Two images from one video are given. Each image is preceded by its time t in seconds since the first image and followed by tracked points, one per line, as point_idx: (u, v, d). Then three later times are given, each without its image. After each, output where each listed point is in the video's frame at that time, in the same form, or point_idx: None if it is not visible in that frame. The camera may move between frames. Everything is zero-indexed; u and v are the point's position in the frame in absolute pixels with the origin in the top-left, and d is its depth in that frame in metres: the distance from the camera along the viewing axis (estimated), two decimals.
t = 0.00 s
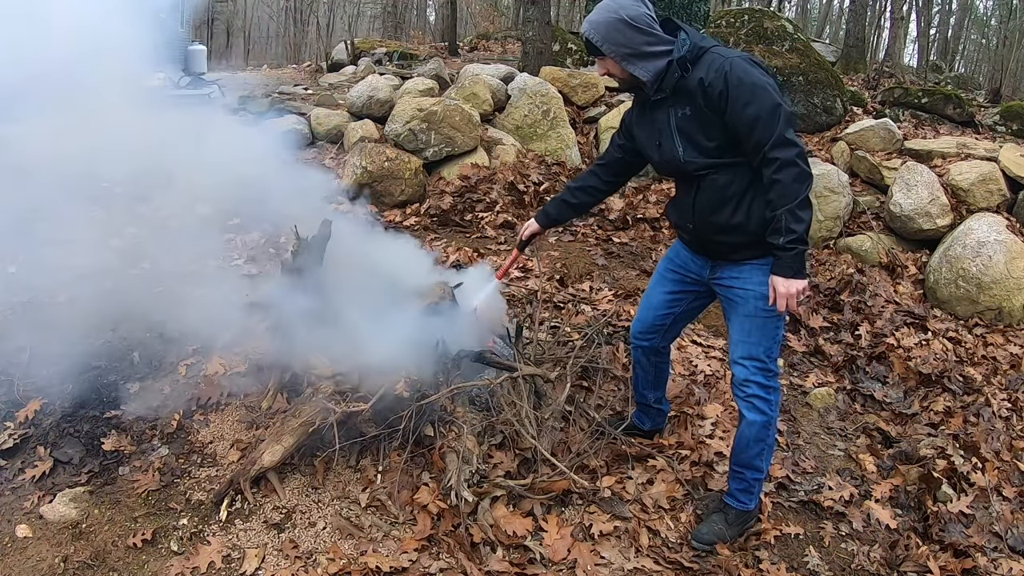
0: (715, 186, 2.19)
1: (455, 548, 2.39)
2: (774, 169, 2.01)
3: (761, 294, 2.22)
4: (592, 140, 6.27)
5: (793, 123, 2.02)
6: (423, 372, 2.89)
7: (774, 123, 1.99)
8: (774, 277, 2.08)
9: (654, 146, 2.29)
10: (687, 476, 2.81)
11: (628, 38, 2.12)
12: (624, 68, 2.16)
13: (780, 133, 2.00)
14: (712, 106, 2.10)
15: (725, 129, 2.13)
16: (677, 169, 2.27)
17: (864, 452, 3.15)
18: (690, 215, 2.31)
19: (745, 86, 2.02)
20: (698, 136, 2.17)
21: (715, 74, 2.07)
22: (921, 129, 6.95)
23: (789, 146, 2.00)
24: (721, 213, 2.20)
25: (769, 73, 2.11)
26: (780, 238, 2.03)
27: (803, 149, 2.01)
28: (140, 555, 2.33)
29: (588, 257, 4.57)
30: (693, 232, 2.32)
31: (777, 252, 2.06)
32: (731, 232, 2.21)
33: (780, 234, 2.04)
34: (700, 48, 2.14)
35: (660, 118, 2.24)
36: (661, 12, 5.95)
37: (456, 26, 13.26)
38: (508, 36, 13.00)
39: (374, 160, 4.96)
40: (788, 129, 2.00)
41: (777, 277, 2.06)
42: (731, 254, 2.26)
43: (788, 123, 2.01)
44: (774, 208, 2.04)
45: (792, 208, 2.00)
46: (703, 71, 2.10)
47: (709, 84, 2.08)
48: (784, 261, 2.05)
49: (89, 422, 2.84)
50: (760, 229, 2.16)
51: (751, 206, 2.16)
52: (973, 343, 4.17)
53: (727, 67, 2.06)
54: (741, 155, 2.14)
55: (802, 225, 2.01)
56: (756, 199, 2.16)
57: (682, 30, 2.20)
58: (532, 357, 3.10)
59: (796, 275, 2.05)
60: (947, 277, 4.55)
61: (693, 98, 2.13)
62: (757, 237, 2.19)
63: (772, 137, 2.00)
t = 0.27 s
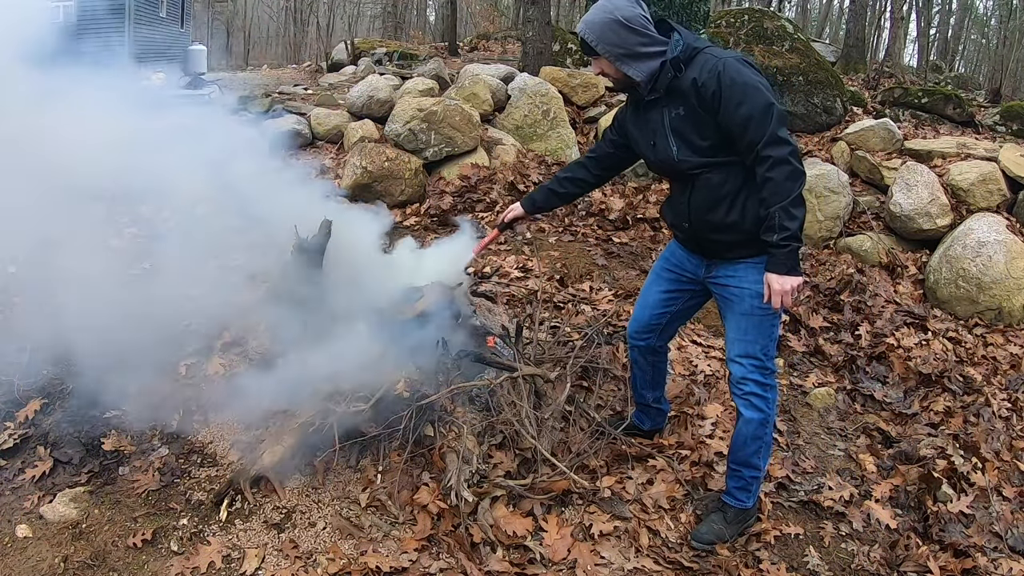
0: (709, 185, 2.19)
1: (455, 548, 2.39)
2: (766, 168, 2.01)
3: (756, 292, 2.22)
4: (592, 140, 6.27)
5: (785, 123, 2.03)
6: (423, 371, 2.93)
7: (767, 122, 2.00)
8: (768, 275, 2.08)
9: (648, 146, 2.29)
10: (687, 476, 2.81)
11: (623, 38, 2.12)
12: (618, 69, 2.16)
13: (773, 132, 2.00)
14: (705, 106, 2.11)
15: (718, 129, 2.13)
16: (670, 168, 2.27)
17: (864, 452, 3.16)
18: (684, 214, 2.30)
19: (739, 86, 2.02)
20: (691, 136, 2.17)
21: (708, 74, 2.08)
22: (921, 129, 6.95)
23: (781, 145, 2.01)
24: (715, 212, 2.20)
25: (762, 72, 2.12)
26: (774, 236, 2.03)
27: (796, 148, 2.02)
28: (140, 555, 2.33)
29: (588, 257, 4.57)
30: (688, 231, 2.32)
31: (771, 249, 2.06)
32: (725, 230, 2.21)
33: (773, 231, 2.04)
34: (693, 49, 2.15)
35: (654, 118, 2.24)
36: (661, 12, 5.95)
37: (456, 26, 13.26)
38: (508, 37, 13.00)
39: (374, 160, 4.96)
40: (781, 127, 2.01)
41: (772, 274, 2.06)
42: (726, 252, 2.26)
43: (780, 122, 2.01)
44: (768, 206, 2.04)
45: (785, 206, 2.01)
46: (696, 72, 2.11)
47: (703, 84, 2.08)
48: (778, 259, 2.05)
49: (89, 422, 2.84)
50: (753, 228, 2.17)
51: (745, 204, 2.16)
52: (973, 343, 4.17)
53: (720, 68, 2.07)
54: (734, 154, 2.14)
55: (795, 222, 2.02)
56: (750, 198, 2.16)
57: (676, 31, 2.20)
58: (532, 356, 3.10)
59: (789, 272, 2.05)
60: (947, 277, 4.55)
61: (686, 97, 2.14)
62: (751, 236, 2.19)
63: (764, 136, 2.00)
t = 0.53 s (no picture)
0: (705, 184, 2.19)
1: (455, 548, 2.39)
2: (762, 167, 2.01)
3: (753, 291, 2.22)
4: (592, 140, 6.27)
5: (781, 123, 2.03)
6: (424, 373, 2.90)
7: (762, 122, 2.00)
8: (764, 273, 2.08)
9: (645, 146, 2.29)
10: (687, 476, 2.81)
11: (619, 39, 2.12)
12: (615, 69, 2.16)
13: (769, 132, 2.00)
14: (701, 106, 2.11)
15: (714, 128, 2.13)
16: (667, 168, 2.27)
17: (864, 452, 3.16)
18: (682, 213, 2.30)
19: (734, 86, 2.03)
20: (688, 135, 2.17)
21: (704, 75, 2.08)
22: (921, 129, 6.95)
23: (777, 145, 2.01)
24: (712, 211, 2.20)
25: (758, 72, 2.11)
26: (770, 235, 2.03)
27: (792, 147, 2.02)
28: (140, 555, 2.33)
29: (588, 257, 4.57)
30: (685, 230, 2.32)
31: (767, 248, 2.06)
32: (722, 229, 2.21)
33: (769, 230, 2.03)
34: (689, 49, 2.15)
35: (651, 118, 2.24)
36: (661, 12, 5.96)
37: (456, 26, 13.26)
38: (508, 37, 13.00)
39: (374, 161, 4.96)
40: (776, 127, 2.01)
41: (767, 272, 2.06)
42: (722, 251, 2.26)
43: (776, 121, 2.01)
44: (764, 205, 2.04)
45: (781, 205, 2.00)
46: (692, 72, 2.11)
47: (699, 84, 2.09)
48: (774, 258, 2.05)
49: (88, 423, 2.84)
50: (749, 227, 2.16)
51: (741, 204, 2.16)
52: (973, 343, 4.17)
53: (716, 68, 2.07)
54: (731, 153, 2.14)
55: (791, 221, 2.01)
56: (747, 197, 2.15)
57: (672, 31, 2.20)
58: (532, 357, 3.10)
59: (785, 270, 2.05)
60: (947, 277, 4.55)
61: (682, 98, 2.14)
62: (748, 235, 2.19)
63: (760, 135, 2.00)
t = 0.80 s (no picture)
0: (706, 185, 2.19)
1: (455, 548, 2.39)
2: (762, 168, 2.01)
3: (752, 292, 2.22)
4: (592, 140, 6.28)
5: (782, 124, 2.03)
6: (423, 372, 2.88)
7: (763, 123, 2.00)
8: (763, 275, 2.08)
9: (646, 145, 2.29)
10: (687, 476, 2.81)
11: (621, 38, 2.12)
12: (617, 69, 2.16)
13: (769, 133, 2.00)
14: (703, 106, 2.11)
15: (715, 129, 2.13)
16: (668, 168, 2.27)
17: (864, 452, 3.16)
18: (682, 213, 2.30)
19: (735, 86, 2.03)
20: (689, 135, 2.17)
21: (705, 75, 2.08)
22: (921, 129, 6.95)
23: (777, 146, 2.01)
24: (712, 212, 2.20)
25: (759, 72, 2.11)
26: (769, 236, 2.03)
27: (793, 148, 2.02)
28: (140, 555, 2.33)
29: (588, 257, 4.57)
30: (685, 230, 2.31)
31: (766, 249, 2.06)
32: (722, 230, 2.21)
33: (769, 231, 2.03)
34: (690, 49, 2.15)
35: (651, 118, 2.25)
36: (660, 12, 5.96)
37: (456, 26, 13.26)
38: (508, 37, 13.00)
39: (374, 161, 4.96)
40: (777, 128, 2.01)
41: (767, 273, 2.06)
42: (722, 252, 2.26)
43: (777, 122, 2.01)
44: (763, 206, 2.04)
45: (781, 206, 2.00)
46: (694, 72, 2.11)
47: (700, 84, 2.09)
48: (774, 259, 2.05)
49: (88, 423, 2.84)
50: (749, 228, 2.17)
51: (742, 205, 2.16)
52: (973, 343, 4.17)
53: (718, 68, 2.07)
54: (731, 154, 2.15)
55: (791, 223, 2.01)
56: (747, 197, 2.15)
57: (674, 31, 2.20)
58: (532, 357, 3.10)
59: (785, 272, 2.05)
60: (947, 277, 4.55)
61: (683, 98, 2.14)
62: (748, 236, 2.19)
63: (760, 136, 2.00)
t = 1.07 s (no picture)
0: (708, 185, 2.19)
1: (455, 548, 2.39)
2: (765, 169, 2.01)
3: (754, 293, 2.22)
4: (592, 140, 6.28)
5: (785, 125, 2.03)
6: (423, 372, 2.88)
7: (766, 123, 2.00)
8: (764, 276, 2.08)
9: (648, 145, 2.29)
10: (687, 476, 2.81)
11: (624, 37, 2.12)
12: (620, 68, 2.17)
13: (772, 135, 2.00)
14: (706, 106, 2.11)
15: (717, 129, 2.13)
16: (670, 168, 2.27)
17: (864, 452, 3.16)
18: (684, 213, 2.30)
19: (738, 86, 2.03)
20: (691, 135, 2.17)
21: (708, 74, 2.08)
22: (920, 129, 6.95)
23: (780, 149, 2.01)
24: (714, 212, 2.20)
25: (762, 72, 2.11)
26: (771, 237, 2.03)
27: (795, 148, 2.02)
28: (140, 555, 2.33)
29: (588, 257, 4.57)
30: (687, 231, 2.31)
31: (768, 250, 2.06)
32: (725, 230, 2.21)
33: (771, 232, 2.03)
34: (693, 49, 2.15)
35: (654, 118, 2.24)
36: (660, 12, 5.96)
37: (456, 26, 13.26)
38: (508, 37, 13.00)
39: (374, 161, 4.97)
40: (780, 128, 2.01)
41: (768, 274, 2.06)
42: (724, 252, 2.26)
43: (780, 123, 2.01)
44: (766, 206, 2.04)
45: (784, 207, 2.00)
46: (697, 72, 2.11)
47: (703, 84, 2.09)
48: (776, 259, 2.05)
49: (88, 424, 2.84)
50: (752, 229, 2.17)
51: (744, 205, 2.16)
52: (973, 343, 4.17)
53: (720, 67, 2.07)
54: (734, 154, 2.15)
55: (793, 223, 2.01)
56: (750, 198, 2.16)
57: (676, 30, 2.20)
58: (532, 357, 3.10)
59: (787, 273, 2.04)
60: (947, 277, 4.55)
61: (686, 98, 2.14)
62: (750, 236, 2.19)
63: (764, 139, 2.00)
